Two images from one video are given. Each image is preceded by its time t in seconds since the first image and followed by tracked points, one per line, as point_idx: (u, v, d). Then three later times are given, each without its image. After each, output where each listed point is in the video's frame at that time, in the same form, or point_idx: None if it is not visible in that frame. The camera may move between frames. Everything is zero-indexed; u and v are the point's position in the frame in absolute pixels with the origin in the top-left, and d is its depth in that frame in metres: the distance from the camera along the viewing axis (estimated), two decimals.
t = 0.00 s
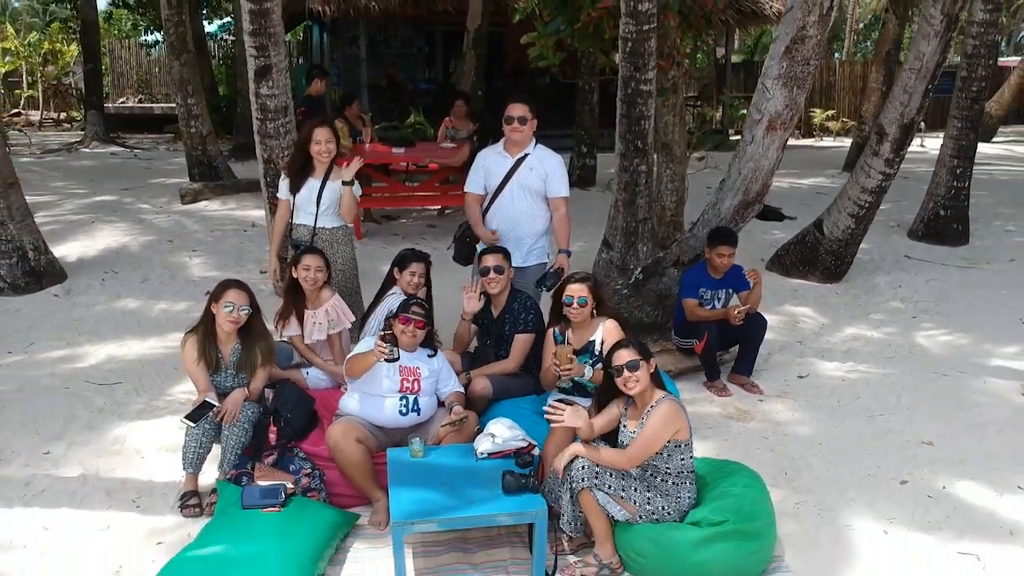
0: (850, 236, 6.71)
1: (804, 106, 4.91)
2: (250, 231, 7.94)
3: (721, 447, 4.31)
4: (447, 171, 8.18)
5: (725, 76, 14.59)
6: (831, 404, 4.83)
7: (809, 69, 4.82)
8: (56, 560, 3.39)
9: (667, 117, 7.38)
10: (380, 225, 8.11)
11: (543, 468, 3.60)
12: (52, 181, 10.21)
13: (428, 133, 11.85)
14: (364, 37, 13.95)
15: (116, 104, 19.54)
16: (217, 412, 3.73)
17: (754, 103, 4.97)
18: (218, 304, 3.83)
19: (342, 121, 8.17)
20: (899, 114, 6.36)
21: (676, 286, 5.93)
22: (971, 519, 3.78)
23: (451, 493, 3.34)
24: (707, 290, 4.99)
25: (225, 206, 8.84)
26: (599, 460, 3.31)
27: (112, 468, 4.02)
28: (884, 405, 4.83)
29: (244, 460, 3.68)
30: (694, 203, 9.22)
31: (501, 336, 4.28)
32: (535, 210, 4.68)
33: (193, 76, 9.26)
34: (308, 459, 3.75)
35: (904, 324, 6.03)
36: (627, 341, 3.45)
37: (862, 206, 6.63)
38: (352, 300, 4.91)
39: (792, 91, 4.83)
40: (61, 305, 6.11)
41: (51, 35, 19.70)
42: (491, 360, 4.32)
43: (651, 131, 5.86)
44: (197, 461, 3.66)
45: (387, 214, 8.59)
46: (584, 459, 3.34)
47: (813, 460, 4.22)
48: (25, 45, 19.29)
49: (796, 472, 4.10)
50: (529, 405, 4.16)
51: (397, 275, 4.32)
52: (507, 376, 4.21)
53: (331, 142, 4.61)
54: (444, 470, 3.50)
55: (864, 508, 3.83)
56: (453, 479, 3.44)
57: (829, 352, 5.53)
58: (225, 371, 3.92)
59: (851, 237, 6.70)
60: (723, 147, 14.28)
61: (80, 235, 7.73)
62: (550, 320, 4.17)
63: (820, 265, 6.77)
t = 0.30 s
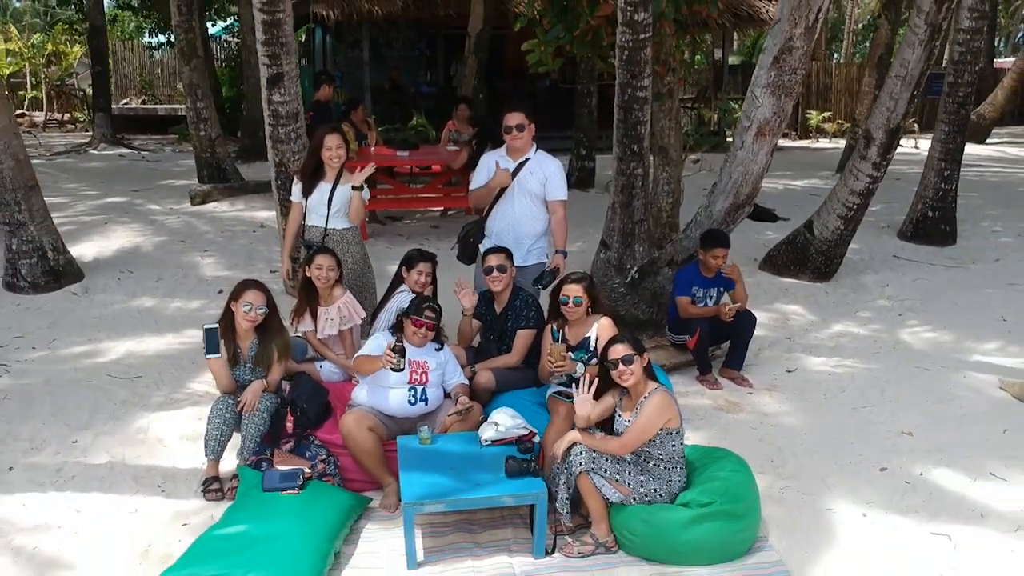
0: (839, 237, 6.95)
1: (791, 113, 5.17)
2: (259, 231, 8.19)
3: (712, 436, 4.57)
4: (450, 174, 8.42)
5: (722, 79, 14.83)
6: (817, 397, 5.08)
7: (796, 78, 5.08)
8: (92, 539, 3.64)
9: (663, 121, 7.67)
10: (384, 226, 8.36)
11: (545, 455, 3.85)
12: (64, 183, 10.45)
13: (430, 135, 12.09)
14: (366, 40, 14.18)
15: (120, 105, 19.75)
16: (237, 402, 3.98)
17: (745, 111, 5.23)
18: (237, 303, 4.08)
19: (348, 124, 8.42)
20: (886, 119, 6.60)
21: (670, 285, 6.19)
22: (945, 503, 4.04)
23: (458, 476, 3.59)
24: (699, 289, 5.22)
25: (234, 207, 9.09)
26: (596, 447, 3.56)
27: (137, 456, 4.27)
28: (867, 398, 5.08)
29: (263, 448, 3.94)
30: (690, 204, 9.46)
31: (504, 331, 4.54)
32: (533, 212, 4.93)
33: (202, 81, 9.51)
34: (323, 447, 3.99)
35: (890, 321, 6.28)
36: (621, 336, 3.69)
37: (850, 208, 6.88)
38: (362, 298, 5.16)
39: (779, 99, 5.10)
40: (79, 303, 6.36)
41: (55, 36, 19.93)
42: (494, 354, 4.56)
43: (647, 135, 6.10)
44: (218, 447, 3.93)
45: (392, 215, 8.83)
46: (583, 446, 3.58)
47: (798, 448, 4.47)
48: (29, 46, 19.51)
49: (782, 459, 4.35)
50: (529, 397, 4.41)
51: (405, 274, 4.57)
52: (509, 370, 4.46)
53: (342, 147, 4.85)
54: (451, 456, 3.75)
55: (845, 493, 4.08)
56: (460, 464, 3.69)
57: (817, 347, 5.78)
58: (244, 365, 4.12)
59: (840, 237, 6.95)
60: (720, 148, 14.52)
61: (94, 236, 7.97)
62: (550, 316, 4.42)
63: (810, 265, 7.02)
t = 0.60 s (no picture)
0: (828, 239, 7.23)
1: (778, 122, 5.45)
2: (268, 233, 8.47)
3: (702, 428, 4.85)
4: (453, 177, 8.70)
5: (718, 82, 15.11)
6: (803, 391, 5.36)
7: (783, 89, 5.36)
8: (124, 522, 3.92)
9: (659, 127, 7.97)
10: (389, 228, 8.64)
11: (545, 444, 4.14)
12: (76, 185, 10.73)
13: (432, 137, 12.36)
14: (370, 44, 14.46)
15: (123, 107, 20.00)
16: (256, 393, 4.25)
17: (735, 120, 5.51)
18: (253, 304, 4.34)
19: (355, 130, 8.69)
20: (873, 126, 6.88)
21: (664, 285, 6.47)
22: (919, 489, 4.31)
23: (463, 463, 3.86)
24: (692, 289, 5.52)
25: (243, 210, 9.37)
26: (590, 435, 3.85)
27: (162, 446, 4.55)
28: (851, 392, 5.35)
29: (282, 436, 4.22)
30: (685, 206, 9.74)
31: (506, 328, 4.83)
32: (534, 216, 5.21)
33: (212, 86, 9.79)
34: (338, 436, 4.28)
35: (875, 319, 6.55)
36: (615, 333, 3.98)
37: (838, 211, 7.17)
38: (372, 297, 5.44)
39: (767, 109, 5.38)
40: (99, 302, 6.64)
41: (60, 38, 20.19)
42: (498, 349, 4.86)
43: (643, 141, 6.37)
44: (239, 437, 4.19)
45: (397, 217, 9.12)
46: (579, 434, 3.87)
47: (783, 438, 4.75)
48: (35, 49, 19.78)
49: (768, 449, 4.63)
50: (531, 389, 4.68)
51: (413, 274, 4.83)
52: (511, 365, 4.74)
53: (352, 155, 5.11)
54: (458, 445, 4.03)
55: (825, 479, 4.36)
56: (466, 452, 3.97)
57: (804, 345, 6.06)
58: (260, 360, 4.43)
59: (828, 239, 7.22)
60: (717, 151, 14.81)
61: (109, 237, 8.25)
62: (550, 315, 4.69)
63: (800, 265, 7.30)
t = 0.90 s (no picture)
0: (816, 239, 7.53)
1: (766, 129, 5.76)
2: (277, 234, 8.77)
3: (692, 417, 5.15)
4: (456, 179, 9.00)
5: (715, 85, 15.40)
6: (789, 383, 5.67)
7: (770, 97, 5.67)
8: (154, 502, 4.23)
9: (655, 131, 8.24)
10: (394, 229, 8.94)
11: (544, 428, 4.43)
12: (88, 187, 11.02)
13: (435, 140, 12.66)
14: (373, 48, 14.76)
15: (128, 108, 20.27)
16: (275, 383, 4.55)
17: (725, 127, 5.82)
18: (270, 299, 4.63)
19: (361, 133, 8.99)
20: (858, 132, 7.20)
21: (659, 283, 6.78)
22: (894, 473, 4.62)
23: (470, 447, 4.17)
24: (684, 287, 5.81)
25: (253, 211, 9.67)
26: (588, 420, 4.14)
27: (186, 433, 4.85)
28: (835, 384, 5.66)
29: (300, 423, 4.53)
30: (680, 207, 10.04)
31: (508, 323, 5.14)
32: (534, 218, 5.52)
33: (222, 91, 10.09)
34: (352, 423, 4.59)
35: (860, 316, 6.86)
36: (612, 327, 4.25)
37: (826, 213, 7.47)
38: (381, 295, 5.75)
39: (755, 116, 5.69)
40: (118, 299, 6.95)
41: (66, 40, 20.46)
42: (501, 343, 5.17)
43: (639, 146, 6.67)
44: (260, 424, 4.49)
45: (401, 218, 9.42)
46: (577, 420, 4.16)
47: (769, 426, 5.06)
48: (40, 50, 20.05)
49: (754, 436, 4.93)
50: (531, 379, 4.98)
51: (420, 272, 5.12)
52: (515, 358, 5.05)
53: (362, 160, 5.40)
54: (463, 431, 4.33)
55: (807, 464, 4.67)
56: (471, 437, 4.27)
57: (792, 340, 6.37)
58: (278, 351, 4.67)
59: (817, 239, 7.52)
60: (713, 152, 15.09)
61: (124, 238, 8.55)
62: (550, 310, 4.99)
63: (790, 265, 7.60)
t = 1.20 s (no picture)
0: (805, 237, 7.86)
1: (753, 133, 6.11)
2: (286, 232, 9.10)
3: (683, 404, 5.48)
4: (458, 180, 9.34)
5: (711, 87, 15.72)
6: (774, 373, 6.00)
7: (757, 103, 6.02)
8: (182, 480, 4.56)
9: (650, 133, 8.57)
10: (399, 228, 9.27)
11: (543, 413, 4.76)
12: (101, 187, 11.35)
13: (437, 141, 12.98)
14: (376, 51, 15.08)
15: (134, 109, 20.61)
16: (293, 371, 4.88)
17: (714, 131, 6.16)
18: (289, 290, 4.88)
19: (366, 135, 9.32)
20: (845, 135, 7.53)
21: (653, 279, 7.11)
22: (870, 454, 4.95)
23: (474, 429, 4.50)
24: (676, 282, 6.17)
25: (261, 210, 10.00)
26: (584, 406, 4.48)
27: (208, 418, 5.18)
28: (818, 374, 5.99)
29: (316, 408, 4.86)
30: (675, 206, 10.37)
31: (509, 315, 5.48)
32: (533, 217, 5.85)
33: (232, 94, 10.42)
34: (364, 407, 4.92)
35: (845, 311, 7.19)
36: (606, 318, 4.58)
37: (813, 212, 7.80)
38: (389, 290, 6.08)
39: (743, 121, 6.04)
40: (136, 295, 7.28)
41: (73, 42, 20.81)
42: (503, 334, 5.51)
43: (634, 148, 6.99)
44: (280, 408, 4.85)
45: (405, 217, 9.75)
46: (574, 406, 4.50)
47: (754, 412, 5.39)
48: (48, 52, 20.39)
49: (740, 422, 5.27)
50: (532, 367, 5.31)
51: (427, 267, 5.45)
52: (516, 348, 5.38)
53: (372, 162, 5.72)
54: (468, 414, 4.65)
55: (788, 446, 5.00)
56: (476, 420, 4.60)
57: (779, 333, 6.70)
58: (296, 340, 4.94)
59: (805, 238, 7.85)
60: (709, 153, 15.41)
61: (139, 236, 8.88)
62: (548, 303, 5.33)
63: (779, 262, 7.93)
